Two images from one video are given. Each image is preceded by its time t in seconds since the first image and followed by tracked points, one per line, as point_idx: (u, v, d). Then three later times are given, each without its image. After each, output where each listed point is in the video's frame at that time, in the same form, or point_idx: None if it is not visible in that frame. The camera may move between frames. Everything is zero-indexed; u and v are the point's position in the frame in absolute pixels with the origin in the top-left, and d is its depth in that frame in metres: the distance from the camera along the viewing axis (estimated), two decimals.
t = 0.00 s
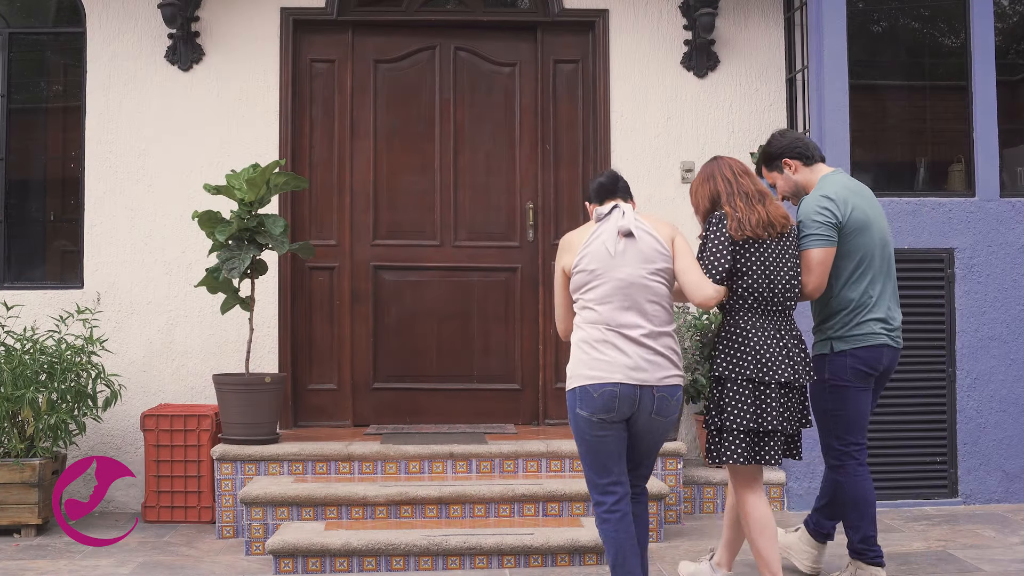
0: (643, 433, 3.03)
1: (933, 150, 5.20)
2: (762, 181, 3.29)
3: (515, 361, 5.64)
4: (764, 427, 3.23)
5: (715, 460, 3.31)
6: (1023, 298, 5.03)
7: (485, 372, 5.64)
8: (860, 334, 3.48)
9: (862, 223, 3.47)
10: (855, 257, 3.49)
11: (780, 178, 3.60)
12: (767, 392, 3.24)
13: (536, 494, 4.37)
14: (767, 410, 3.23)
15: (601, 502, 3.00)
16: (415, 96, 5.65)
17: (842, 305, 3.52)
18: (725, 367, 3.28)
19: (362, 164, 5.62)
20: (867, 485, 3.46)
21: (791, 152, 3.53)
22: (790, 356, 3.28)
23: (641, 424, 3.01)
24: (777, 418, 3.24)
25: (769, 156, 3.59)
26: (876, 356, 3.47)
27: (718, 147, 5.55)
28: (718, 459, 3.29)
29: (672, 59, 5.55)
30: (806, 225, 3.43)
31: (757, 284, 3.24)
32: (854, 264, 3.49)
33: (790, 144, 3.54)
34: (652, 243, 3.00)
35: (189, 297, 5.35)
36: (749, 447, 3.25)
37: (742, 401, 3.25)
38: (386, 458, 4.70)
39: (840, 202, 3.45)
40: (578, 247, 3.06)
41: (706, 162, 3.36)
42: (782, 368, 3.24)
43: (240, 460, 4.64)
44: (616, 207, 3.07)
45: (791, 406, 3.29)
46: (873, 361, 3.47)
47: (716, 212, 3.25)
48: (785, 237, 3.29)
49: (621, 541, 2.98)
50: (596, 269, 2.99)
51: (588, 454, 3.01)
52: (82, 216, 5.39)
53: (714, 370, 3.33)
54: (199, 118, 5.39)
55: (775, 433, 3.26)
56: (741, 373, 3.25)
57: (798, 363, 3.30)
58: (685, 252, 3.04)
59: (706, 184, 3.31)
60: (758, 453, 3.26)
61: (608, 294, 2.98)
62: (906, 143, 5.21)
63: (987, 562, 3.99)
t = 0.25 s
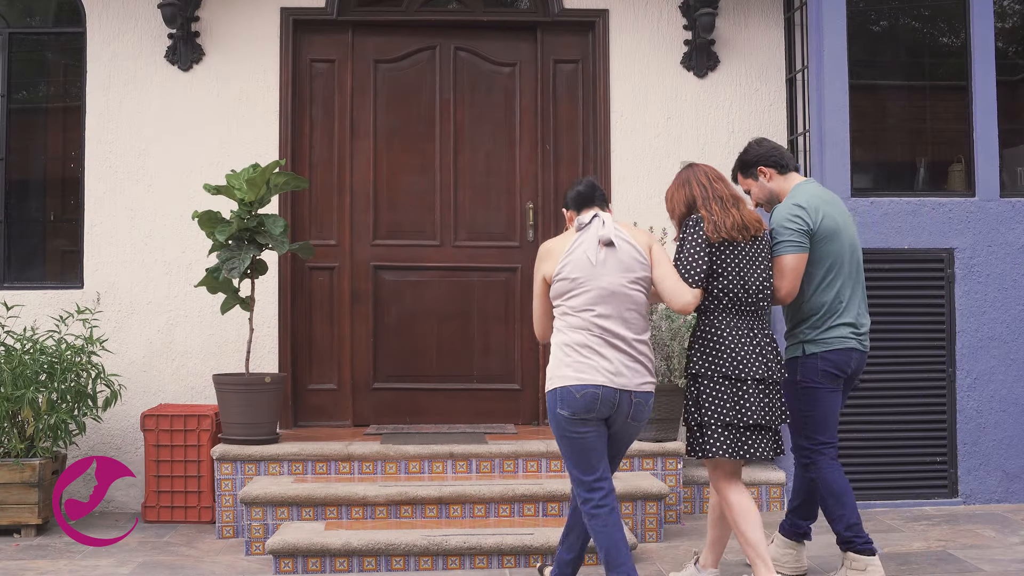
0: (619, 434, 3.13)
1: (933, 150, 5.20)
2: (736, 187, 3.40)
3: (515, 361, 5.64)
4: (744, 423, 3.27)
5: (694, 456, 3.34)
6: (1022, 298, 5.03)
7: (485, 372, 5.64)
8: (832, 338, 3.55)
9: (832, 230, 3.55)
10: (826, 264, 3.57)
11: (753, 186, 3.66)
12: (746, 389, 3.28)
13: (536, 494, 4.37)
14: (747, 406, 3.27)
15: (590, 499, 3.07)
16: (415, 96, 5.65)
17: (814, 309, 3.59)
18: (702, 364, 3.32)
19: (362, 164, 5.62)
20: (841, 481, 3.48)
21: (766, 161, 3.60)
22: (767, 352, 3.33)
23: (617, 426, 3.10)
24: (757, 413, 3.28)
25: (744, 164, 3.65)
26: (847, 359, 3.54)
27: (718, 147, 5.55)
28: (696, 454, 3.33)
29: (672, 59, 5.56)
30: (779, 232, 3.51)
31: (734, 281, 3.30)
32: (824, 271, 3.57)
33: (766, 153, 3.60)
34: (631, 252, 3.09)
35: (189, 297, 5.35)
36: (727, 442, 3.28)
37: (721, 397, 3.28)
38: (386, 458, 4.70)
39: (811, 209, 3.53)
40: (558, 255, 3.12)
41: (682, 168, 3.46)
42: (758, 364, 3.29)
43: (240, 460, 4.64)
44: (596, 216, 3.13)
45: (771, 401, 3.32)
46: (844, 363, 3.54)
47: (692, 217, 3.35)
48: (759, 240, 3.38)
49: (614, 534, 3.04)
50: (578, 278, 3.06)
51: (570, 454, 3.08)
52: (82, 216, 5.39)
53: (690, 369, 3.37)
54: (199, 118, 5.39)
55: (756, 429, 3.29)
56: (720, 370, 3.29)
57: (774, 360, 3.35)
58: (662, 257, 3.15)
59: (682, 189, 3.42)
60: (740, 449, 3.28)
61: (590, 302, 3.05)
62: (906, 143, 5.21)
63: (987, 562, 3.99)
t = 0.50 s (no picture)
0: (590, 424, 3.22)
1: (933, 150, 5.20)
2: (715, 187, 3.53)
3: (515, 361, 5.64)
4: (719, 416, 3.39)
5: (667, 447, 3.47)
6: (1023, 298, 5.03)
7: (485, 372, 5.64)
8: (807, 334, 3.67)
9: (809, 229, 3.67)
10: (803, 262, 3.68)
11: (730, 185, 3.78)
12: (721, 383, 3.40)
13: (536, 494, 4.37)
14: (721, 400, 3.40)
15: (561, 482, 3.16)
16: (415, 96, 5.65)
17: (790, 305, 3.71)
18: (678, 358, 3.43)
19: (362, 164, 5.62)
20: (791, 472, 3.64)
21: (744, 162, 3.72)
22: (743, 348, 3.44)
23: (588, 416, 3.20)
24: (732, 408, 3.40)
25: (723, 165, 3.77)
26: (820, 355, 3.67)
27: (718, 147, 5.55)
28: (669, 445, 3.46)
29: (672, 59, 5.56)
30: (757, 230, 3.61)
31: (712, 279, 3.42)
32: (801, 268, 3.68)
33: (744, 153, 3.72)
34: (607, 251, 3.22)
35: (189, 297, 5.35)
36: (700, 434, 3.42)
37: (697, 392, 3.40)
38: (386, 458, 4.70)
39: (790, 208, 3.64)
40: (537, 249, 3.25)
41: (664, 169, 3.57)
42: (734, 360, 3.40)
43: (240, 460, 4.63)
44: (577, 216, 3.28)
45: (747, 396, 3.43)
46: (816, 360, 3.67)
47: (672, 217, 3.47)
48: (738, 240, 3.51)
49: (587, 512, 3.11)
50: (553, 273, 3.18)
51: (542, 444, 3.20)
52: (82, 216, 5.39)
53: (667, 363, 3.47)
54: (199, 118, 5.39)
55: (730, 422, 3.41)
56: (696, 365, 3.40)
57: (750, 356, 3.46)
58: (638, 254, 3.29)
59: (661, 190, 3.53)
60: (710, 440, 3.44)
61: (563, 297, 3.18)
62: (906, 143, 5.21)
63: (987, 562, 3.99)
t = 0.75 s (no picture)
0: (559, 416, 3.39)
1: (933, 150, 5.21)
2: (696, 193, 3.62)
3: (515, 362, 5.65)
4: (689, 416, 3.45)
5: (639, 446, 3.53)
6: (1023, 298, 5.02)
7: (485, 373, 5.64)
8: (786, 332, 3.76)
9: (789, 228, 3.76)
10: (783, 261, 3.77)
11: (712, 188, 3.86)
12: (692, 383, 3.45)
13: (536, 494, 4.37)
14: (692, 400, 3.45)
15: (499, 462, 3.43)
16: (415, 96, 5.65)
17: (771, 304, 3.80)
18: (651, 358, 3.51)
19: (362, 164, 5.62)
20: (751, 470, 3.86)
21: (724, 164, 3.80)
22: (714, 349, 3.50)
23: (560, 407, 3.37)
24: (702, 408, 3.45)
25: (703, 168, 3.85)
26: (800, 353, 3.75)
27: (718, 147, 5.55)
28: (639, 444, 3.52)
29: (672, 59, 5.56)
30: (741, 229, 3.69)
31: (685, 281, 3.50)
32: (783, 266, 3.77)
33: (724, 156, 3.80)
34: (583, 248, 3.41)
35: (189, 297, 5.35)
36: (669, 433, 3.48)
37: (667, 392, 3.46)
38: (386, 458, 4.70)
39: (771, 208, 3.72)
40: (518, 246, 3.46)
41: (646, 175, 3.66)
42: (705, 360, 3.47)
43: (240, 460, 4.63)
44: (557, 214, 3.48)
45: (719, 396, 3.48)
46: (795, 358, 3.75)
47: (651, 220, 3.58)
48: (716, 243, 3.59)
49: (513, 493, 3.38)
50: (531, 267, 3.38)
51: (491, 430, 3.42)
52: (82, 216, 5.39)
53: (641, 364, 3.55)
54: (199, 119, 5.39)
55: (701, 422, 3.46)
56: (668, 365, 3.47)
57: (723, 357, 3.51)
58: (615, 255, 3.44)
59: (644, 196, 3.63)
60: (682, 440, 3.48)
61: (539, 289, 3.37)
62: (906, 143, 5.21)
63: (987, 562, 3.99)
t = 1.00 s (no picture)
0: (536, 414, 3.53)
1: (933, 150, 5.22)
2: (665, 196, 3.74)
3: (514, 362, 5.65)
4: (657, 413, 3.53)
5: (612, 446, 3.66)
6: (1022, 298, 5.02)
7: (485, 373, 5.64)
8: (760, 337, 3.85)
9: (764, 234, 3.84)
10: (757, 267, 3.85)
11: (690, 196, 3.92)
12: (658, 382, 3.56)
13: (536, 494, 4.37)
14: (659, 398, 3.54)
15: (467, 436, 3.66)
16: (415, 96, 5.65)
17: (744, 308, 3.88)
18: (620, 360, 3.64)
19: (362, 164, 5.62)
20: (733, 469, 3.94)
21: (699, 171, 3.87)
22: (679, 349, 3.60)
23: (535, 409, 3.52)
24: (670, 405, 3.54)
25: (679, 175, 3.92)
26: (772, 357, 3.84)
27: (718, 147, 5.55)
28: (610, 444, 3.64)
29: (672, 59, 5.55)
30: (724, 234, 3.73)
31: (651, 282, 3.62)
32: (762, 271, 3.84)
33: (699, 163, 3.88)
34: (559, 251, 3.56)
35: (189, 297, 5.35)
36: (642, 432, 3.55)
37: (635, 391, 3.57)
38: (386, 458, 4.70)
39: (748, 214, 3.79)
40: (498, 250, 3.64)
41: (616, 180, 3.80)
42: (669, 359, 3.58)
43: (240, 460, 4.63)
44: (534, 217, 3.63)
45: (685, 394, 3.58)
46: (768, 362, 3.84)
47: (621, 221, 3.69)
48: (684, 245, 3.69)
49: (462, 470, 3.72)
50: (508, 270, 3.55)
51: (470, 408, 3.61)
52: (82, 216, 5.39)
53: (612, 367, 3.68)
54: (199, 118, 5.39)
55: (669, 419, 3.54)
56: (635, 366, 3.59)
57: (688, 355, 3.61)
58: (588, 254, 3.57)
59: (614, 199, 3.75)
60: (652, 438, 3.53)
61: (515, 292, 3.53)
62: (906, 143, 5.22)
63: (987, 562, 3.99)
